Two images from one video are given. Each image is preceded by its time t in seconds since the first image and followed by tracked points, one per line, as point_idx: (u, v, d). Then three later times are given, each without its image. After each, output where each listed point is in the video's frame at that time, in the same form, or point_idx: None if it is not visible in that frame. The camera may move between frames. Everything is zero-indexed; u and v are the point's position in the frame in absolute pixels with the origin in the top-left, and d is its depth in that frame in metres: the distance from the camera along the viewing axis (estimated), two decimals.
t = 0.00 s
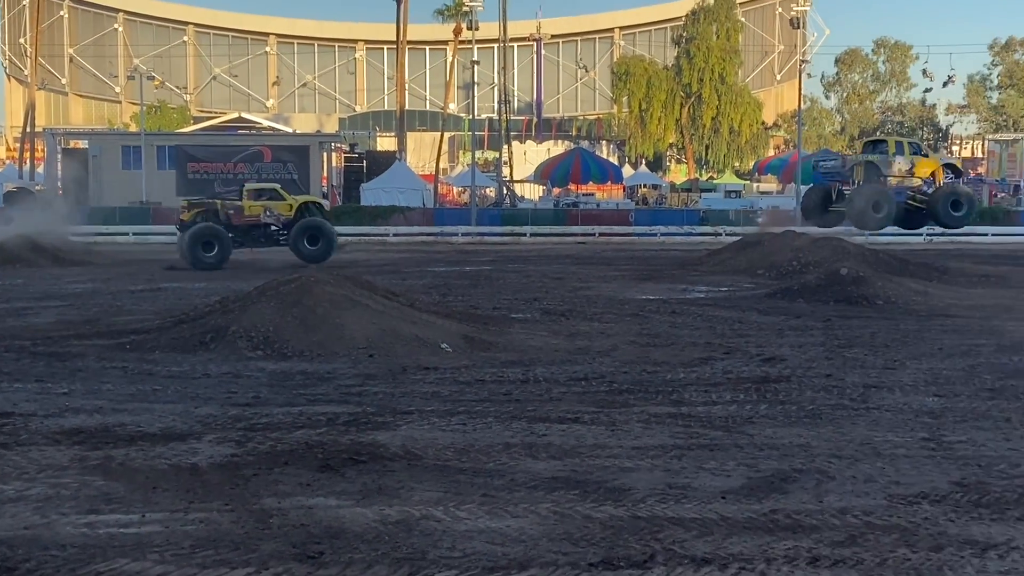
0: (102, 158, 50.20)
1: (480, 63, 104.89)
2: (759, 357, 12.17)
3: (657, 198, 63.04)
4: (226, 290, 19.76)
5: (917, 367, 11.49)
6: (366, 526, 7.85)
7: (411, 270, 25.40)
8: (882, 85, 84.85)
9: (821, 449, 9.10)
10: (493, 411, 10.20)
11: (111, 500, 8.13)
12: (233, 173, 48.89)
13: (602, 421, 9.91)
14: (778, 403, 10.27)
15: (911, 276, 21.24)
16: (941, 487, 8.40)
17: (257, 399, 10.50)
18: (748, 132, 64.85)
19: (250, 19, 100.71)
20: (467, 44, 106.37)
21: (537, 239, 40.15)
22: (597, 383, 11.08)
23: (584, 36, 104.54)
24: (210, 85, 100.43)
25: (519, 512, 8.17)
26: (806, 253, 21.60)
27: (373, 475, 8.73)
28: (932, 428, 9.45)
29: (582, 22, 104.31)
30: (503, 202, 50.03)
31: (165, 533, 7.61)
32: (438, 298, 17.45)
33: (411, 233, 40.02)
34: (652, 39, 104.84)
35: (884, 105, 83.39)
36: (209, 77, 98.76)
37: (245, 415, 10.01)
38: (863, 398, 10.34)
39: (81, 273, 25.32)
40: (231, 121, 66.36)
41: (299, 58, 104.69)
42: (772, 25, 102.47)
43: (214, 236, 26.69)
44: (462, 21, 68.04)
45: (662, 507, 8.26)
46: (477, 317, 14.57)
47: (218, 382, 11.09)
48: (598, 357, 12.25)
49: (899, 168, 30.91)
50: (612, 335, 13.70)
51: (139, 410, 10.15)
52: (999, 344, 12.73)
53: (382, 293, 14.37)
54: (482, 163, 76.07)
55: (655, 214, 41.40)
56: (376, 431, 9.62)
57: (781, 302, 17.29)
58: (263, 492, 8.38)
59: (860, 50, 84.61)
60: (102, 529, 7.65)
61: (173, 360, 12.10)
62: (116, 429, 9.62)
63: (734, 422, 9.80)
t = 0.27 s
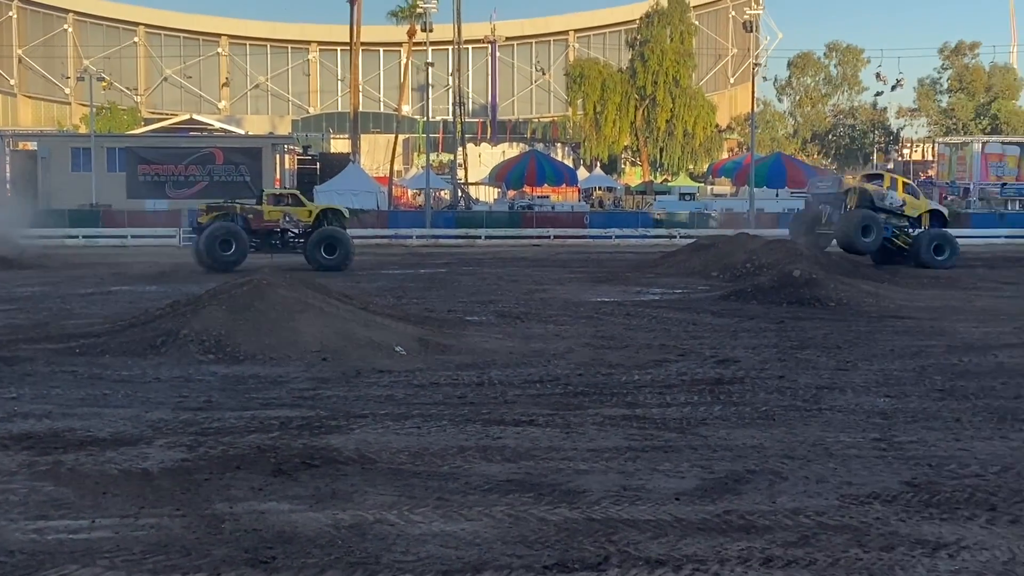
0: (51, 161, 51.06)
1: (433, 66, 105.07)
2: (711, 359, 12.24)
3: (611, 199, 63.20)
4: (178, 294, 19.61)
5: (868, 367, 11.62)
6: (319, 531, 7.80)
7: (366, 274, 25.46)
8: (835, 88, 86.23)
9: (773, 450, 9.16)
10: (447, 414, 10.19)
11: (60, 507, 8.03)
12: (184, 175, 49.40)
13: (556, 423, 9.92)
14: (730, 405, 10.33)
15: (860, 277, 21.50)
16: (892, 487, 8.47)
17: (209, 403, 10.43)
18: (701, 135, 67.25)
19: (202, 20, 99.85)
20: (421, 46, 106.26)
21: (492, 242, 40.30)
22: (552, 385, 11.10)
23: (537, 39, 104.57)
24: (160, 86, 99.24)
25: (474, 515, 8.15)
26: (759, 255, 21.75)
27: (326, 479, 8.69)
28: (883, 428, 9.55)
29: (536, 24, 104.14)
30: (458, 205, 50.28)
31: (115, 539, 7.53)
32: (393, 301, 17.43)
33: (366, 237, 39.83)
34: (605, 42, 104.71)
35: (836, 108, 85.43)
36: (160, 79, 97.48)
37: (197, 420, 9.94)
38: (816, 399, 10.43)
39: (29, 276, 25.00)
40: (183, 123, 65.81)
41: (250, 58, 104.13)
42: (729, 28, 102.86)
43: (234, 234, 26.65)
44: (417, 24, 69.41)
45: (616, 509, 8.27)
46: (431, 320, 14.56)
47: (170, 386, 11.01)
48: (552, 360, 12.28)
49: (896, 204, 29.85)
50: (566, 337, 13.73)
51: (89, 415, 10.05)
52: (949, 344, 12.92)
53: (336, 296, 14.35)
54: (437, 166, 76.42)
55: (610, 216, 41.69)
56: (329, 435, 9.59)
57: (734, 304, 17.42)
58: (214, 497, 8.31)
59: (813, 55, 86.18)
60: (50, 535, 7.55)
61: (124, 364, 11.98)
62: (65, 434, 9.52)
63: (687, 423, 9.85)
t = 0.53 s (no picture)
0: (28, 168, 50.73)
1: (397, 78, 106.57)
2: (665, 357, 12.72)
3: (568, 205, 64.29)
4: (150, 296, 19.99)
5: (815, 366, 12.13)
6: (288, 523, 8.13)
7: (333, 278, 26.07)
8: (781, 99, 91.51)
9: (722, 444, 9.61)
10: (412, 410, 10.60)
11: (37, 502, 8.34)
12: (157, 181, 50.18)
13: (516, 419, 10.35)
14: (682, 400, 10.81)
15: (808, 279, 22.18)
16: (834, 478, 8.92)
17: (181, 402, 10.76)
18: (655, 144, 70.33)
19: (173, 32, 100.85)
20: (384, 57, 107.35)
21: (455, 246, 40.81)
22: (512, 383, 11.53)
23: (499, 51, 106.44)
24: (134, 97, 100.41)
25: (437, 508, 8.53)
26: (712, 260, 22.38)
27: (295, 474, 9.05)
28: (826, 423, 10.03)
29: (498, 37, 105.92)
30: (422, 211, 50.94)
31: (91, 533, 7.83)
32: (359, 303, 17.86)
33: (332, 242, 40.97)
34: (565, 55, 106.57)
35: (781, 119, 90.89)
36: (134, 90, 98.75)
37: (170, 417, 10.28)
38: (763, 396, 10.92)
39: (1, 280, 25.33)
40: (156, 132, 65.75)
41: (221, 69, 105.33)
42: (680, 42, 105.60)
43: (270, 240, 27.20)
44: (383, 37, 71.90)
45: (573, 501, 8.68)
46: (396, 321, 14.97)
47: (143, 385, 11.34)
48: (513, 358, 12.71)
49: (863, 220, 30.98)
50: (526, 337, 14.18)
51: (65, 413, 10.36)
52: (890, 342, 13.52)
53: (304, 298, 14.73)
54: (402, 173, 77.53)
55: (568, 222, 42.31)
56: (298, 431, 9.96)
57: (686, 305, 17.97)
58: (187, 491, 8.65)
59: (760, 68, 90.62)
60: (28, 529, 7.84)
61: (98, 364, 12.29)
62: (41, 431, 9.82)
63: (641, 418, 10.29)
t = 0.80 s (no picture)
0: (13, 174, 51.22)
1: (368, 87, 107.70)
2: (626, 355, 13.20)
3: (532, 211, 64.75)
4: (130, 297, 20.37)
5: (771, 363, 12.63)
6: (265, 515, 8.47)
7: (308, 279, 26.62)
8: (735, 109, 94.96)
9: (680, 438, 10.07)
10: (383, 407, 11.01)
11: (23, 495, 8.65)
12: (138, 187, 50.24)
13: (483, 414, 10.79)
14: (642, 396, 11.29)
15: (761, 279, 22.83)
16: (786, 470, 9.36)
17: (161, 399, 11.11)
18: (616, 152, 72.35)
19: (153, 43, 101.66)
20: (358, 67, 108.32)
21: (426, 248, 41.18)
22: (480, 380, 11.97)
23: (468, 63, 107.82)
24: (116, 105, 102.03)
25: (407, 500, 8.91)
26: (669, 262, 22.97)
27: (271, 468, 9.43)
28: (778, 417, 10.52)
29: (468, 49, 107.27)
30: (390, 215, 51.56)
31: (74, 525, 8.14)
32: (333, 303, 18.28)
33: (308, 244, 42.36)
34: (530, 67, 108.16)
35: (737, 127, 92.83)
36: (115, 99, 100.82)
37: (151, 414, 10.64)
38: (719, 392, 11.41)
39: None
40: (140, 138, 65.66)
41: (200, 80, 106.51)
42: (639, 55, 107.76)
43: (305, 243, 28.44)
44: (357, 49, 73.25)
45: (538, 492, 9.09)
46: (369, 320, 15.38)
47: (124, 382, 11.67)
48: (481, 357, 13.15)
49: (846, 220, 31.94)
50: (494, 336, 14.63)
51: (49, 410, 10.68)
52: (839, 340, 14.07)
53: (280, 299, 15.11)
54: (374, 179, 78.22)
55: (533, 226, 43.31)
56: (274, 427, 10.35)
57: (645, 305, 18.50)
58: (167, 485, 9.00)
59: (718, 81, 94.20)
60: (14, 521, 8.13)
61: (80, 362, 12.62)
62: (26, 427, 10.15)
63: (603, 413, 10.76)
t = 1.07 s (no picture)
0: None
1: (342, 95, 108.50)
2: (594, 353, 13.66)
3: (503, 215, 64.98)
4: (113, 297, 20.70)
5: (733, 360, 13.11)
6: (245, 507, 8.80)
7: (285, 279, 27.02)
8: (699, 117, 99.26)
9: (645, 432, 10.50)
10: (360, 402, 11.39)
11: (10, 489, 8.96)
12: (122, 191, 50.38)
13: (457, 410, 11.19)
14: (609, 391, 11.73)
15: (722, 280, 23.42)
16: (746, 461, 9.79)
17: (144, 395, 11.44)
18: (584, 158, 73.33)
19: (137, 51, 102.00)
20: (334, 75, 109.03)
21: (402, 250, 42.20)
22: (453, 376, 12.38)
23: (441, 72, 108.90)
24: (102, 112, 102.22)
25: (383, 492, 9.27)
26: (634, 263, 23.53)
27: (251, 461, 9.78)
28: (739, 411, 10.98)
29: (441, 59, 108.35)
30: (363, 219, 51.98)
31: (61, 517, 8.45)
32: (311, 303, 18.66)
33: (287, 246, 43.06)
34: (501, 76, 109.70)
35: (698, 135, 98.21)
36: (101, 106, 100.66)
37: (135, 409, 10.97)
38: (682, 387, 11.87)
39: None
40: (125, 145, 65.33)
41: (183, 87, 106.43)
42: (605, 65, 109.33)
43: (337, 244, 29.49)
44: (333, 59, 74.13)
45: (509, 484, 9.49)
46: (345, 320, 15.76)
47: (108, 379, 12.00)
48: (454, 354, 13.56)
49: (833, 229, 33.19)
50: (466, 334, 15.04)
51: (35, 406, 10.99)
52: (796, 338, 14.60)
53: (259, 299, 15.46)
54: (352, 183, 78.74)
55: (504, 228, 43.77)
56: (254, 422, 10.72)
57: (611, 305, 18.98)
58: (150, 479, 9.33)
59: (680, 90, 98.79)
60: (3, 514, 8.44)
61: (64, 360, 12.92)
62: (13, 423, 10.46)
63: (571, 408, 11.19)
